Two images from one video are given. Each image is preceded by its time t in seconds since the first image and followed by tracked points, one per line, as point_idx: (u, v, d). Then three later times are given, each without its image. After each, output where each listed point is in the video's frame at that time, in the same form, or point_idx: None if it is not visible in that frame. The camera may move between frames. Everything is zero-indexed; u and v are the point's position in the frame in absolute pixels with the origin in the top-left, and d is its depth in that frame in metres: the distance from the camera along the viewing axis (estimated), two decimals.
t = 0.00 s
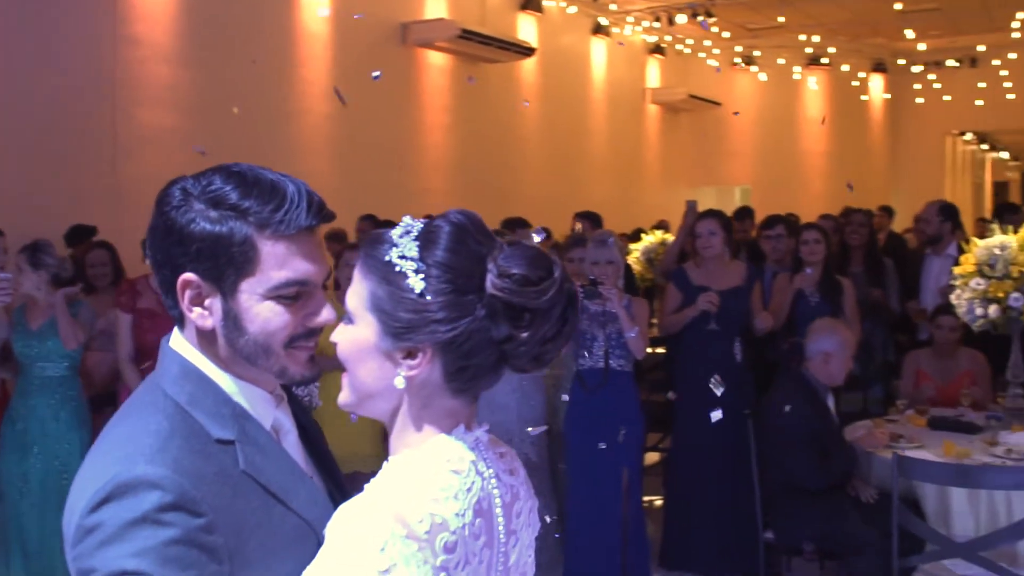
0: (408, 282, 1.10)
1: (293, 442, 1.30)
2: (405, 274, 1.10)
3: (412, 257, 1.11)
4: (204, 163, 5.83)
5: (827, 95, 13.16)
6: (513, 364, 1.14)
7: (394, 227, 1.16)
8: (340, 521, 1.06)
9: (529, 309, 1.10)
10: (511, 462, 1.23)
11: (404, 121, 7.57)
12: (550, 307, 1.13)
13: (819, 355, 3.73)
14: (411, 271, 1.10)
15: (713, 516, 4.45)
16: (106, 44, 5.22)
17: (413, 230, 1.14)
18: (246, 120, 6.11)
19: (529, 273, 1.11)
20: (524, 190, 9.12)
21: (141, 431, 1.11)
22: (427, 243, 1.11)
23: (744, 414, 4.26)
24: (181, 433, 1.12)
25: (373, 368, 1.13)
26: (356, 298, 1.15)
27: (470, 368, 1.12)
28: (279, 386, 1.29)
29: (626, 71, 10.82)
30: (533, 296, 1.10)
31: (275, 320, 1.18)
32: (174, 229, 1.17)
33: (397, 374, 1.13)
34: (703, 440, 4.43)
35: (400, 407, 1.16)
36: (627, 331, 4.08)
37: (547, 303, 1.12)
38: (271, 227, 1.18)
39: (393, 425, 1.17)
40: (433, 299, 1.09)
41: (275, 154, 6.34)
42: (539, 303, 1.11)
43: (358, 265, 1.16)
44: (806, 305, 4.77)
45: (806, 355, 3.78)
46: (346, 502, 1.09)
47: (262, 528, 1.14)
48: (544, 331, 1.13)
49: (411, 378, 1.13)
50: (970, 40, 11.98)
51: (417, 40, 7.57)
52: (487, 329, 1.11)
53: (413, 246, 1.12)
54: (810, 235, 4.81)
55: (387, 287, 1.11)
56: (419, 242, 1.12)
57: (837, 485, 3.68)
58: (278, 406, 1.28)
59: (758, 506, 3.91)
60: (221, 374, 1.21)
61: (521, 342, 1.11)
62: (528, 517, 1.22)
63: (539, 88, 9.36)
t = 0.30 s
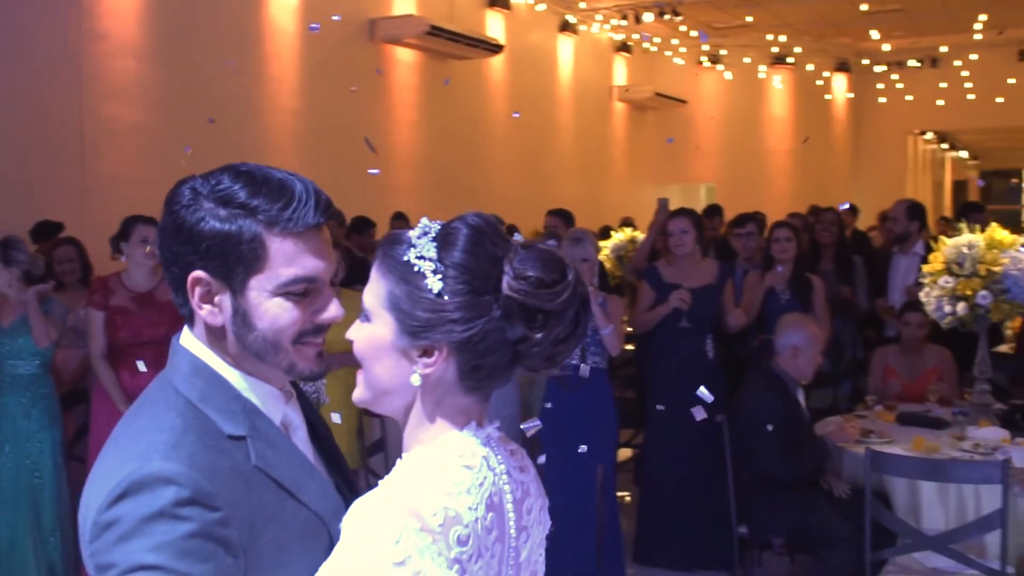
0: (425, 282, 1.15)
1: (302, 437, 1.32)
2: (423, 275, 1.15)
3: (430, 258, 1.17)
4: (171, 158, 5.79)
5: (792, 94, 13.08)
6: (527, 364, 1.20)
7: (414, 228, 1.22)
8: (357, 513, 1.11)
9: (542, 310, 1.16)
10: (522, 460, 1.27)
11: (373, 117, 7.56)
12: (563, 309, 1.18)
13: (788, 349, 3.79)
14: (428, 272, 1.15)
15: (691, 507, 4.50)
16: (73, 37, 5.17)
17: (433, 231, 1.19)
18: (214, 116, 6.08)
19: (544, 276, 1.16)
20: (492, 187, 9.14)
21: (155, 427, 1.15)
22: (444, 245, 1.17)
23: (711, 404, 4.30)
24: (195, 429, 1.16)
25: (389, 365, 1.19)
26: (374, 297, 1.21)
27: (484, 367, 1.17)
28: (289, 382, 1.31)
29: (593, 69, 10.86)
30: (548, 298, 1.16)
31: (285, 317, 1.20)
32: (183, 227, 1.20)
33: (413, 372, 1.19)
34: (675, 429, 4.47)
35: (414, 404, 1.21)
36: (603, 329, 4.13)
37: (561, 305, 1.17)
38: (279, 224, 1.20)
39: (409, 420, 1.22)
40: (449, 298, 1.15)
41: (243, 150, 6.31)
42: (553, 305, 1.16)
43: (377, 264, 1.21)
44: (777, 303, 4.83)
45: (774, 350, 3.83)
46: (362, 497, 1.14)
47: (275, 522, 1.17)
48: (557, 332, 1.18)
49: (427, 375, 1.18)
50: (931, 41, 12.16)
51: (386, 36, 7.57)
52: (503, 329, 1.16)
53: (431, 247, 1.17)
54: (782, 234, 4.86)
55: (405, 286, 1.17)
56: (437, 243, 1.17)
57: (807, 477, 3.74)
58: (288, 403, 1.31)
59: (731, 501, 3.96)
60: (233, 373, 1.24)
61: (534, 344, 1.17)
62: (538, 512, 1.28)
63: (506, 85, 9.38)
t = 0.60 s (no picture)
0: (437, 279, 1.17)
1: (308, 432, 1.34)
2: (435, 272, 1.17)
3: (440, 255, 1.19)
4: (139, 154, 5.75)
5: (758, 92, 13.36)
6: (533, 362, 1.22)
7: (425, 225, 1.24)
8: (368, 507, 1.12)
9: (551, 308, 1.18)
10: (529, 454, 1.30)
11: (342, 114, 7.54)
12: (571, 308, 1.20)
13: (761, 344, 3.81)
14: (440, 268, 1.17)
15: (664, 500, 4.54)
16: (39, 30, 5.12)
17: (444, 229, 1.21)
18: (181, 111, 6.03)
19: (554, 275, 1.17)
20: (460, 184, 9.15)
21: (166, 424, 1.16)
22: (455, 242, 1.19)
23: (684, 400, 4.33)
24: (206, 426, 1.18)
25: (399, 360, 1.21)
26: (385, 293, 1.23)
27: (493, 364, 1.19)
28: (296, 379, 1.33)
29: (561, 66, 10.90)
30: (557, 297, 1.18)
31: (293, 314, 1.21)
32: (193, 226, 1.21)
33: (423, 367, 1.21)
34: (649, 425, 4.50)
35: (423, 398, 1.24)
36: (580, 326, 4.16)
37: (569, 303, 1.20)
38: (287, 223, 1.21)
39: (417, 413, 1.24)
40: (460, 295, 1.17)
41: (212, 145, 6.28)
42: (561, 304, 1.18)
43: (389, 261, 1.23)
44: (749, 300, 4.85)
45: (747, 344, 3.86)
46: (374, 492, 1.16)
47: (287, 517, 1.19)
48: (564, 330, 1.20)
49: (436, 370, 1.21)
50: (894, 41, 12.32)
51: (355, 31, 7.56)
52: (512, 326, 1.18)
53: (443, 244, 1.19)
54: (754, 231, 4.95)
55: (416, 284, 1.19)
56: (448, 241, 1.19)
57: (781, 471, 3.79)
58: (295, 400, 1.32)
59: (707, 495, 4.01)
60: (240, 369, 1.25)
61: (543, 341, 1.19)
62: (548, 504, 1.30)
63: (475, 81, 9.38)
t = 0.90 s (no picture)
0: (443, 278, 1.19)
1: (315, 428, 1.35)
2: (442, 270, 1.19)
3: (448, 254, 1.20)
4: (101, 148, 5.69)
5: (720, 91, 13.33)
6: (537, 361, 1.22)
7: (436, 225, 1.26)
8: (374, 504, 1.13)
9: (554, 309, 1.18)
10: (534, 452, 1.30)
11: (306, 108, 7.51)
12: (576, 308, 1.21)
13: (731, 337, 3.85)
14: (446, 267, 1.19)
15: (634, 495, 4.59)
16: None
17: (453, 229, 1.23)
18: (144, 104, 5.98)
19: (558, 276, 1.18)
20: (424, 179, 9.13)
21: (176, 421, 1.18)
22: (462, 242, 1.21)
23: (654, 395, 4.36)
24: (216, 422, 1.19)
25: (403, 356, 1.22)
26: (393, 291, 1.24)
27: (496, 362, 1.20)
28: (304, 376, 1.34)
29: (524, 61, 10.92)
30: (561, 298, 1.18)
31: (300, 311, 1.22)
32: (202, 225, 1.22)
33: (426, 364, 1.22)
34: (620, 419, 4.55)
35: (428, 395, 1.25)
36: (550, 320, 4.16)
37: (573, 304, 1.20)
38: (295, 222, 1.22)
39: (423, 408, 1.25)
40: (466, 293, 1.18)
41: (176, 139, 6.23)
42: (565, 304, 1.19)
43: (399, 260, 1.25)
44: (717, 296, 4.92)
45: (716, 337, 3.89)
46: (378, 490, 1.16)
47: (296, 513, 1.21)
48: (569, 330, 1.21)
49: (440, 367, 1.21)
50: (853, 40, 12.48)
51: (320, 26, 7.54)
52: (515, 326, 1.19)
53: (451, 243, 1.21)
54: (723, 228, 5.01)
55: (423, 282, 1.20)
56: (456, 240, 1.21)
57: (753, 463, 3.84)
58: (303, 397, 1.34)
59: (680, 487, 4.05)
60: (248, 365, 1.27)
61: (546, 341, 1.19)
62: (551, 501, 1.30)
63: (439, 76, 9.38)
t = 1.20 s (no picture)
0: (448, 275, 1.20)
1: (321, 426, 1.37)
2: (446, 268, 1.20)
3: (453, 252, 1.22)
4: (66, 143, 5.62)
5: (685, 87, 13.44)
6: (536, 362, 1.23)
7: (442, 224, 1.27)
8: (376, 502, 1.13)
9: (556, 308, 1.19)
10: (536, 451, 1.31)
11: (273, 104, 7.47)
12: (579, 308, 1.22)
13: (707, 332, 3.88)
14: (451, 265, 1.20)
15: (610, 488, 4.63)
16: None
17: (459, 228, 1.24)
18: (110, 99, 5.92)
19: (562, 277, 1.20)
20: (392, 175, 9.10)
21: (183, 418, 1.18)
22: (467, 240, 1.22)
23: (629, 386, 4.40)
24: (223, 420, 1.20)
25: (407, 352, 1.23)
26: (399, 288, 1.26)
27: (497, 362, 1.21)
28: (310, 373, 1.35)
29: (491, 57, 10.91)
30: (564, 298, 1.19)
31: (306, 309, 1.23)
32: (209, 224, 1.23)
33: (428, 360, 1.23)
34: (598, 413, 4.57)
35: (429, 393, 1.25)
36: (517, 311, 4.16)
37: (575, 305, 1.21)
38: (301, 220, 1.23)
39: (424, 405, 1.26)
40: (469, 291, 1.19)
41: (142, 133, 6.18)
42: (567, 304, 1.20)
43: (405, 258, 1.26)
44: (690, 292, 4.96)
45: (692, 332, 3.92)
46: (381, 489, 1.16)
47: (303, 509, 1.21)
48: (571, 330, 1.21)
49: (442, 364, 1.22)
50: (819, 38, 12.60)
51: (288, 21, 7.50)
52: (517, 326, 1.20)
53: (456, 243, 1.22)
54: (696, 224, 5.04)
55: (429, 280, 1.21)
56: (461, 238, 1.22)
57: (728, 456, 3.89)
58: (309, 394, 1.35)
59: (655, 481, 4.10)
60: (254, 363, 1.27)
61: (548, 340, 1.20)
62: (556, 501, 1.30)
63: (408, 71, 9.37)
